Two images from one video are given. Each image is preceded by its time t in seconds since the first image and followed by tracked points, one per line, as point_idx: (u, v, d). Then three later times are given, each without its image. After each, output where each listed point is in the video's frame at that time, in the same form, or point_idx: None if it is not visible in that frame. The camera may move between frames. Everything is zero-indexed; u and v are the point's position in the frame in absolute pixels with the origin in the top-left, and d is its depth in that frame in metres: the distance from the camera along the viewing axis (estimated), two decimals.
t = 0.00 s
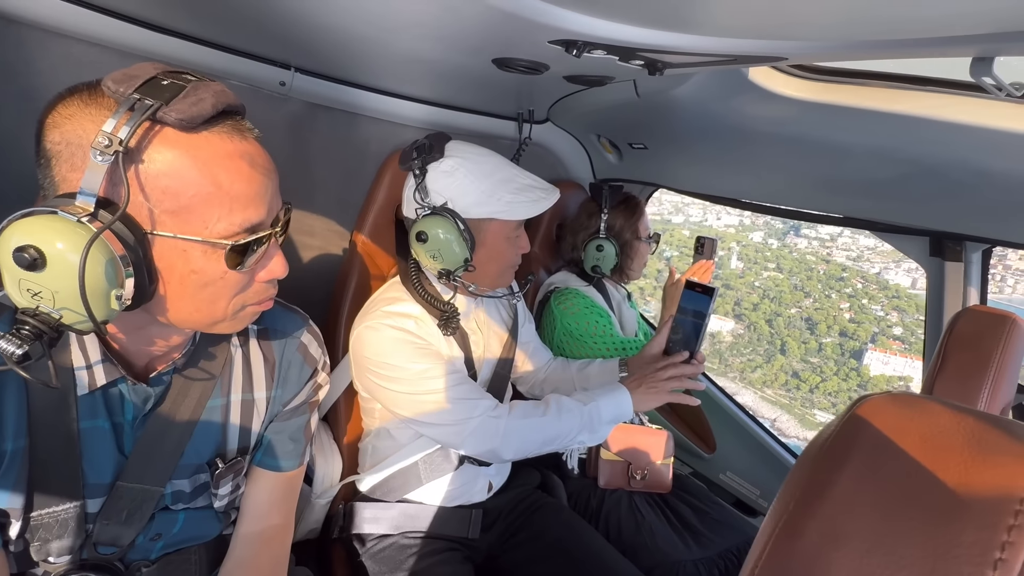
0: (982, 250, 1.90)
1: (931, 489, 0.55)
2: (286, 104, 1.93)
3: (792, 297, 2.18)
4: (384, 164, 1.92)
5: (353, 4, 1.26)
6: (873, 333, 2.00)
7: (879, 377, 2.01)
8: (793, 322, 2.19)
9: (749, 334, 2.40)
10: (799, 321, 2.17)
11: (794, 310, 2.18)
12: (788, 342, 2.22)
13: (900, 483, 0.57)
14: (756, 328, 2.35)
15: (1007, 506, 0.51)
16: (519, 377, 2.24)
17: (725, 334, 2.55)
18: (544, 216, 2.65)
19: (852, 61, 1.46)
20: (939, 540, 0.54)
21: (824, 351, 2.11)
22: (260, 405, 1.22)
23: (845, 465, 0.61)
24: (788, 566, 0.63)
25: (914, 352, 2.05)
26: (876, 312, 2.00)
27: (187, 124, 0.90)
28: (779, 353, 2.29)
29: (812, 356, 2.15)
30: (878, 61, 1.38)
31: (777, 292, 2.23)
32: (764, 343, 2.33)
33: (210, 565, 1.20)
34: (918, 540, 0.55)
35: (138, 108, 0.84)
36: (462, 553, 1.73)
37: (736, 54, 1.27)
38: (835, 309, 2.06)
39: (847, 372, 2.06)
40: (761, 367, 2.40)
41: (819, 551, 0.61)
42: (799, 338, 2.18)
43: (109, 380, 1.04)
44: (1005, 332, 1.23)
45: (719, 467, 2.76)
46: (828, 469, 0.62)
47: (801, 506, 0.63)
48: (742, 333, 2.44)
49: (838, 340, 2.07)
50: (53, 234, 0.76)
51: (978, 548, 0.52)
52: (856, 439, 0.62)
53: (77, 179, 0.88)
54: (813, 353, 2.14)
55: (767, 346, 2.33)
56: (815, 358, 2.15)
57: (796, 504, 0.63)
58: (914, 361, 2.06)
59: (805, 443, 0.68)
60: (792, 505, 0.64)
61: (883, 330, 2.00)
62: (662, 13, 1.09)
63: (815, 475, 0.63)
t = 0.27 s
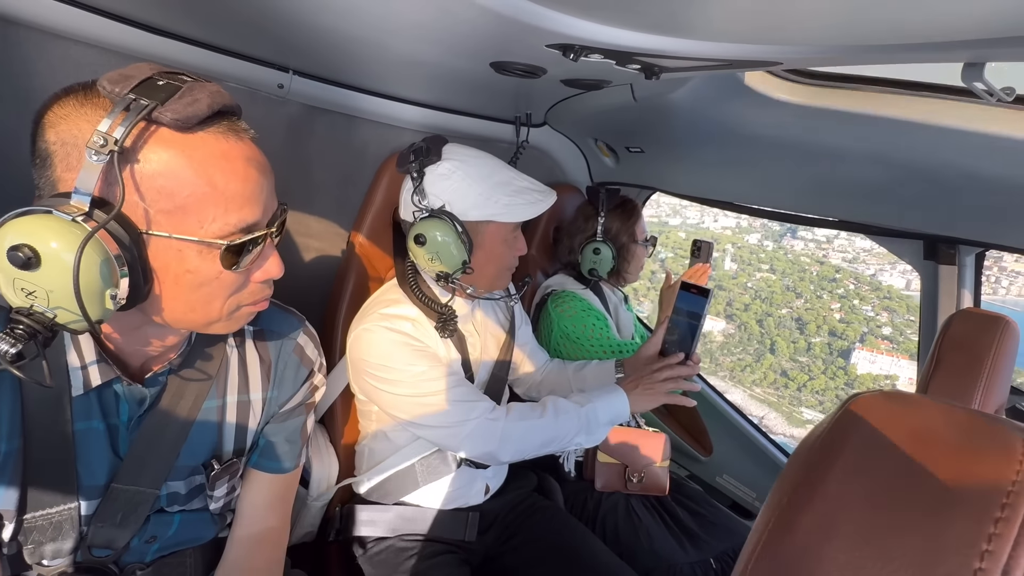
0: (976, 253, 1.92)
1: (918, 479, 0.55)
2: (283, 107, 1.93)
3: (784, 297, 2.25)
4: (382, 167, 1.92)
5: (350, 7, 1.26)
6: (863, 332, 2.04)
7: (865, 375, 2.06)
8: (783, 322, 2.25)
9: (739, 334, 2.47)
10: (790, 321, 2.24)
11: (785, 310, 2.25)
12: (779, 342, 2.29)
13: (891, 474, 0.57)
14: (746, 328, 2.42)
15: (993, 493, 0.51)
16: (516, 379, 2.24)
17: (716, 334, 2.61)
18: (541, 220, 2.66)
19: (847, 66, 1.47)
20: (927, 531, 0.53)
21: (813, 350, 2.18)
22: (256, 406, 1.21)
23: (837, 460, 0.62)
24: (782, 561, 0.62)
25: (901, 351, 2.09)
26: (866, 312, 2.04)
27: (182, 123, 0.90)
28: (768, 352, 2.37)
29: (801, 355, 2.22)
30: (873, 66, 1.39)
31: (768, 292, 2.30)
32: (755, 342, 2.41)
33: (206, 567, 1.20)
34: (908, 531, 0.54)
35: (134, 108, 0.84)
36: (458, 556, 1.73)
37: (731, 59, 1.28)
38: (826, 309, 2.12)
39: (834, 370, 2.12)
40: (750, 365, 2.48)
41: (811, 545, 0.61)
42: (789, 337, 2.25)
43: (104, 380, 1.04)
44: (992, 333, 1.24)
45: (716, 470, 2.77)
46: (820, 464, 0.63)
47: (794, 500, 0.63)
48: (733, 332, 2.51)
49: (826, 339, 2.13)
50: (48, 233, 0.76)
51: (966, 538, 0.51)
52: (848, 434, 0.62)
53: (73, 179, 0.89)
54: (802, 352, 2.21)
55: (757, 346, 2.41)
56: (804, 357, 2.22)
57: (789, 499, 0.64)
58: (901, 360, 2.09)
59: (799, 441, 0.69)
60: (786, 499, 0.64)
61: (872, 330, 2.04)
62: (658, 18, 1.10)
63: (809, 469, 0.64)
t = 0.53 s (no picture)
0: (969, 254, 1.94)
1: (903, 473, 0.54)
2: (281, 108, 1.93)
3: (775, 297, 2.21)
4: (379, 168, 1.92)
5: (348, 9, 1.26)
6: (852, 331, 2.03)
7: (853, 373, 2.04)
8: (774, 322, 2.21)
9: (730, 333, 2.42)
10: (781, 321, 2.19)
11: (776, 310, 2.20)
12: (768, 341, 2.25)
13: (878, 468, 0.56)
14: (737, 327, 2.37)
15: (974, 484, 0.50)
16: (514, 381, 2.24)
17: (707, 334, 2.53)
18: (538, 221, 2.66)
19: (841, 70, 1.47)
20: (910, 523, 0.52)
21: (802, 349, 2.15)
22: (252, 407, 1.21)
23: (825, 455, 0.60)
24: (770, 557, 0.61)
25: (888, 350, 2.07)
26: (857, 312, 2.02)
27: (182, 126, 0.91)
28: (758, 351, 2.33)
29: (790, 354, 2.19)
30: (867, 69, 1.40)
31: (760, 292, 2.26)
32: (745, 342, 2.36)
33: (202, 568, 1.19)
34: (892, 525, 0.53)
35: (134, 111, 0.84)
36: (454, 557, 1.73)
37: (727, 62, 1.29)
38: (817, 309, 2.08)
39: (823, 369, 2.10)
40: (740, 365, 2.44)
41: (798, 541, 0.59)
42: (779, 337, 2.21)
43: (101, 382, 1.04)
44: (985, 332, 1.25)
45: (713, 472, 2.77)
46: (809, 459, 0.61)
47: (783, 496, 0.62)
48: (723, 332, 2.46)
49: (816, 339, 2.10)
50: (47, 234, 0.76)
51: (949, 530, 0.50)
52: (835, 429, 0.61)
53: (73, 180, 0.89)
54: (791, 351, 2.18)
55: (747, 345, 2.36)
56: (793, 356, 2.19)
57: (778, 496, 0.62)
58: (886, 358, 2.06)
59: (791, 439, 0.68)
60: (775, 497, 0.63)
61: (862, 330, 2.02)
62: (655, 22, 1.11)
63: (797, 466, 0.62)
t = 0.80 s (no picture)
0: (970, 254, 1.93)
1: (916, 482, 0.53)
2: (279, 108, 1.92)
3: (767, 297, 2.28)
4: (378, 169, 1.92)
5: (346, 9, 1.26)
6: (842, 331, 2.06)
7: (840, 372, 2.08)
8: (765, 322, 2.29)
9: (721, 333, 2.49)
10: (772, 321, 2.28)
11: (767, 310, 2.28)
12: (759, 341, 2.33)
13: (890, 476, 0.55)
14: (728, 327, 2.45)
15: (989, 496, 0.50)
16: (514, 381, 2.23)
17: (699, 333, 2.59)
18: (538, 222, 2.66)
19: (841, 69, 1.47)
20: (924, 533, 0.52)
21: (792, 348, 2.23)
22: (251, 409, 1.21)
23: (833, 463, 0.59)
24: (775, 564, 0.59)
25: (877, 349, 2.04)
26: (847, 312, 2.05)
27: (182, 127, 0.90)
28: (749, 350, 2.41)
29: (781, 352, 2.27)
30: (867, 69, 1.40)
31: (752, 292, 2.33)
32: (736, 341, 2.43)
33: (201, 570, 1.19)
34: (906, 535, 0.53)
35: (134, 112, 0.84)
36: (455, 559, 1.73)
37: (726, 61, 1.28)
38: (809, 309, 2.15)
39: (811, 367, 2.17)
40: (730, 363, 2.52)
41: (807, 549, 0.58)
42: (770, 336, 2.29)
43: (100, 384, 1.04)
44: (986, 333, 1.25)
45: (714, 472, 2.77)
46: (816, 466, 0.59)
47: (790, 502, 0.60)
48: (715, 331, 2.52)
49: (806, 338, 2.17)
50: (45, 235, 0.76)
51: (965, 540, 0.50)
52: (843, 435, 0.59)
53: (71, 181, 0.88)
54: (781, 350, 2.26)
55: (738, 344, 2.43)
56: (783, 355, 2.27)
57: (784, 503, 0.60)
58: (875, 357, 2.05)
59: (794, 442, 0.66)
60: (781, 503, 0.61)
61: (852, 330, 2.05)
62: (654, 21, 1.10)
63: (804, 473, 0.60)
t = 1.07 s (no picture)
0: (971, 252, 1.93)
1: (917, 482, 0.53)
2: (279, 108, 1.92)
3: (760, 298, 2.29)
4: (378, 169, 1.92)
5: (346, 8, 1.25)
6: (832, 331, 2.08)
7: (829, 371, 2.10)
8: (757, 322, 2.30)
9: (713, 332, 2.50)
10: (763, 321, 2.29)
11: (761, 310, 2.28)
12: (751, 340, 2.34)
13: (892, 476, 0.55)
14: (720, 326, 2.47)
15: (990, 497, 0.50)
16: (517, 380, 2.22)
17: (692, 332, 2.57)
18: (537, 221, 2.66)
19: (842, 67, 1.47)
20: (925, 535, 0.51)
21: (782, 348, 2.24)
22: (252, 409, 1.21)
23: (834, 464, 0.59)
24: (778, 565, 0.59)
25: (865, 348, 2.04)
26: (839, 312, 2.06)
27: (186, 127, 0.91)
28: (739, 349, 2.43)
29: (771, 352, 2.28)
30: (867, 66, 1.39)
31: (746, 293, 2.35)
32: (728, 341, 2.45)
33: (202, 569, 1.19)
34: (908, 535, 0.52)
35: (138, 112, 0.84)
36: (456, 559, 1.73)
37: (727, 59, 1.28)
38: (801, 309, 2.16)
39: (801, 367, 2.19)
40: (721, 362, 2.53)
41: (810, 550, 0.57)
42: (760, 336, 2.31)
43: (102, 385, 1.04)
44: (988, 333, 1.25)
45: (714, 470, 2.77)
46: (817, 467, 0.60)
47: (792, 504, 0.60)
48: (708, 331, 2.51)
49: (796, 338, 2.18)
50: (50, 235, 0.76)
51: (967, 540, 0.50)
52: (845, 436, 0.59)
53: (75, 181, 0.88)
54: (771, 350, 2.28)
55: (729, 344, 2.45)
56: (772, 355, 2.29)
57: (787, 503, 0.60)
58: (863, 356, 2.05)
59: (797, 445, 0.66)
60: (784, 504, 0.61)
61: (841, 330, 2.06)
62: (656, 19, 1.10)
63: (806, 473, 0.60)
